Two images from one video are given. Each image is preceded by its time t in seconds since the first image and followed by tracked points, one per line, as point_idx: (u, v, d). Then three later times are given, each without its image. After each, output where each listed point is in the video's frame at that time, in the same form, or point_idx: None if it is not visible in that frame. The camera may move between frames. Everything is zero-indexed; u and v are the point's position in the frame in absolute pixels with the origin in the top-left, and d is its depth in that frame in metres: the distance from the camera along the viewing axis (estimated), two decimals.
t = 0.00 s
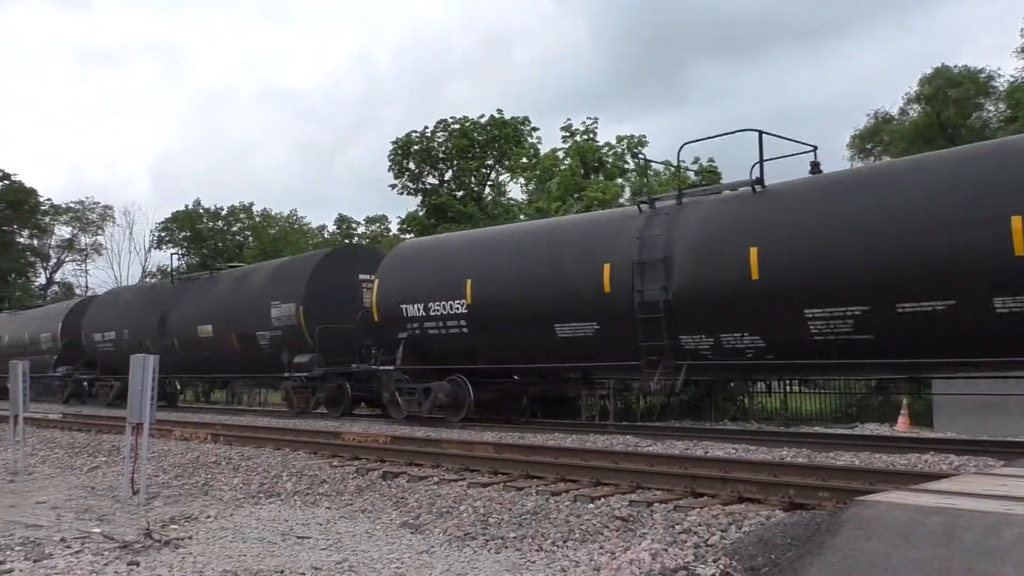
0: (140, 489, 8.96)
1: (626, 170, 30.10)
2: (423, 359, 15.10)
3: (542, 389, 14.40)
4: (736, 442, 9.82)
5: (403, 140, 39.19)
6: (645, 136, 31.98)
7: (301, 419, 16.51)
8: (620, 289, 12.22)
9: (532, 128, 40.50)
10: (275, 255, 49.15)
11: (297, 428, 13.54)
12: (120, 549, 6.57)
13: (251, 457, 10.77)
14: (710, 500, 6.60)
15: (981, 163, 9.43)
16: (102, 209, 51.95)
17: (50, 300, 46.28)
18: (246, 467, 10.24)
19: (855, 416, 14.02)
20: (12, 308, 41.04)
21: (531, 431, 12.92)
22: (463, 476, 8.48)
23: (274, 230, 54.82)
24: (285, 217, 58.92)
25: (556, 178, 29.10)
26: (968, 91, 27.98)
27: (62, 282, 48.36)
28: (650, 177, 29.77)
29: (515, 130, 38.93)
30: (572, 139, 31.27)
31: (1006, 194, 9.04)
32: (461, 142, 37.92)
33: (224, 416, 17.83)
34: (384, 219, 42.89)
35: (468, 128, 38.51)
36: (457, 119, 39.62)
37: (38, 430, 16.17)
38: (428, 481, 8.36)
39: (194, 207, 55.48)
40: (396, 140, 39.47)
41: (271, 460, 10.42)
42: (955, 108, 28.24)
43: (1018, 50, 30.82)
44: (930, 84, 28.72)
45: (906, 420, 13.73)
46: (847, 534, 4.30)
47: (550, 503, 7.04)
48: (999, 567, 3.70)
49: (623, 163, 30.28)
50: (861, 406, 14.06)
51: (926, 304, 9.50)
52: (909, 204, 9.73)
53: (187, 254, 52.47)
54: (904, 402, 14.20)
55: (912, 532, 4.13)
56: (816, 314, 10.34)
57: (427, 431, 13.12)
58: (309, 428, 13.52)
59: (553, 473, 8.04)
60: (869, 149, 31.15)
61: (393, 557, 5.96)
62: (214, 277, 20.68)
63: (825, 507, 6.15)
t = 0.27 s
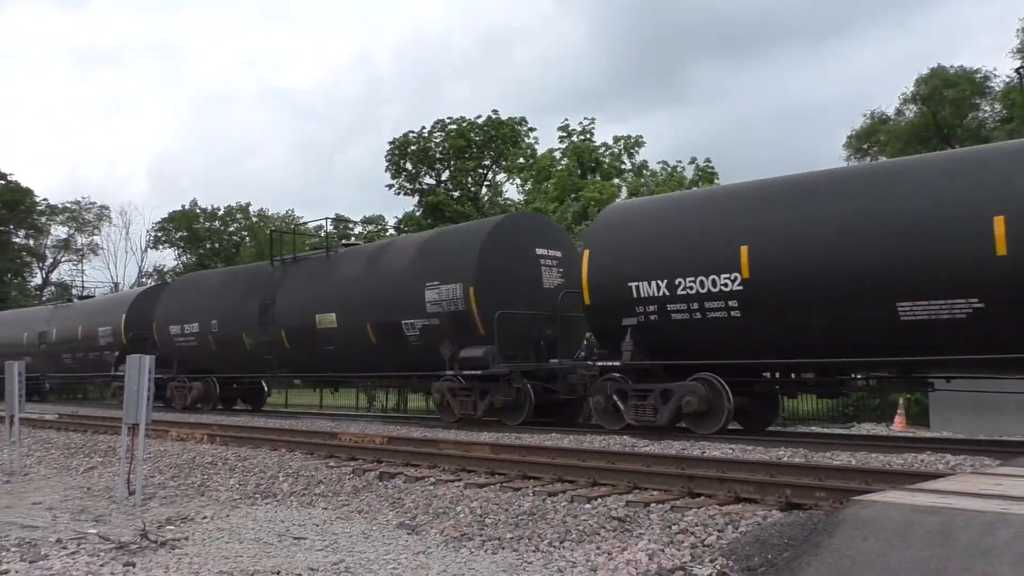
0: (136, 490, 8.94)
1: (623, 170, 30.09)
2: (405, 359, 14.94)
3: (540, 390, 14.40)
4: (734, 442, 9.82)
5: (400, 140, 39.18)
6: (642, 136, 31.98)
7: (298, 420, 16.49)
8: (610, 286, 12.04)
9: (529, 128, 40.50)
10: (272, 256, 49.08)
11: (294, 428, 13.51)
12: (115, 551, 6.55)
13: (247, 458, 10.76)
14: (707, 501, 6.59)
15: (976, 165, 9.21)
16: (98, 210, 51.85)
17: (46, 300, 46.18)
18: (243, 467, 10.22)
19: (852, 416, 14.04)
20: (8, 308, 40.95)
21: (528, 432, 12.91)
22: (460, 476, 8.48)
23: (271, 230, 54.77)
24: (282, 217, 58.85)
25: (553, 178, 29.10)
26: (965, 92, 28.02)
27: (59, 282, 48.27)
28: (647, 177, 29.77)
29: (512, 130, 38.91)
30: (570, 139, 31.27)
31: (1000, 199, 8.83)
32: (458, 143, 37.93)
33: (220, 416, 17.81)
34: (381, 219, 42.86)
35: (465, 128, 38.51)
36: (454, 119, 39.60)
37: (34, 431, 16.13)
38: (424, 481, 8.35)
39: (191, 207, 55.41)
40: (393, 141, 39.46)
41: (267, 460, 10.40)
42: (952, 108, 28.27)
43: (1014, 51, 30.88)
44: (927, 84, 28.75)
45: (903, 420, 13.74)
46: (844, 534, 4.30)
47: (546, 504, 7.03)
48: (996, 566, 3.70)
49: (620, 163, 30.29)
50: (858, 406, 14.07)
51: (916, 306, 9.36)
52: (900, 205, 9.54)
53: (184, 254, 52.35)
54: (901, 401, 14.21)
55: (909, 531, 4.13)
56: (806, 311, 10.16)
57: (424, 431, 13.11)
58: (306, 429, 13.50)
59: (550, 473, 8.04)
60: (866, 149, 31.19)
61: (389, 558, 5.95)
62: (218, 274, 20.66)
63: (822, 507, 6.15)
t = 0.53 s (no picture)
0: (130, 491, 8.92)
1: (617, 171, 30.10)
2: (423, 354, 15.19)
3: (535, 390, 14.38)
4: (728, 442, 9.84)
5: (394, 141, 39.16)
6: (637, 137, 32.01)
7: (292, 421, 16.46)
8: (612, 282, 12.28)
9: (524, 129, 40.51)
10: (265, 256, 49.03)
11: (288, 429, 13.50)
12: (110, 551, 6.54)
13: (241, 458, 10.74)
14: (701, 501, 6.60)
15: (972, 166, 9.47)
16: (92, 210, 51.70)
17: (40, 301, 46.02)
18: (236, 468, 10.21)
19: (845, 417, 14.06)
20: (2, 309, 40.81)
21: (522, 432, 12.91)
22: (455, 477, 8.48)
23: (265, 231, 54.67)
24: (276, 218, 58.76)
25: (548, 179, 29.11)
26: (959, 93, 28.13)
27: (52, 283, 48.11)
28: (642, 178, 29.80)
29: (506, 131, 38.91)
30: (564, 140, 31.28)
31: (999, 201, 9.10)
32: (452, 144, 37.93)
33: (215, 418, 17.79)
34: (376, 220, 42.81)
35: (460, 128, 38.51)
36: (449, 119, 39.59)
37: (27, 432, 16.07)
38: (419, 482, 8.35)
39: (185, 208, 55.28)
40: (388, 141, 39.43)
41: (261, 461, 10.40)
42: (946, 110, 28.36)
43: (1008, 52, 31.00)
44: (921, 86, 28.84)
45: (897, 421, 13.76)
46: (837, 534, 4.31)
47: (541, 504, 7.04)
48: (988, 566, 3.71)
49: (614, 164, 30.31)
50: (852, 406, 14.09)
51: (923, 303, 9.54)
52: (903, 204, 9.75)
53: (178, 255, 52.23)
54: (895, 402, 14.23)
55: (902, 532, 4.15)
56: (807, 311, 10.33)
57: (419, 432, 13.10)
58: (300, 429, 13.49)
59: (545, 474, 8.04)
60: (860, 150, 31.28)
61: (385, 559, 5.94)
62: (227, 275, 20.85)
63: (815, 507, 6.16)
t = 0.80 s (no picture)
0: (126, 491, 8.92)
1: (613, 171, 30.14)
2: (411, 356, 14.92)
3: (530, 390, 14.39)
4: (724, 441, 9.86)
5: (390, 141, 39.16)
6: (632, 137, 32.05)
7: (288, 421, 16.45)
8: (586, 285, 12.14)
9: (520, 129, 40.55)
10: (261, 255, 49.02)
11: (284, 429, 13.49)
12: (105, 552, 6.54)
13: (237, 458, 10.74)
14: (697, 500, 6.62)
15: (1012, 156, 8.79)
16: (87, 210, 51.59)
17: (34, 302, 45.91)
18: (232, 468, 10.21)
19: (840, 416, 14.10)
20: None
21: (518, 432, 12.92)
22: (451, 476, 8.49)
23: (260, 231, 54.62)
24: (271, 217, 58.71)
25: (543, 179, 29.14)
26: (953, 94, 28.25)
27: (47, 283, 48.00)
28: (637, 178, 29.85)
29: (502, 132, 38.94)
30: (560, 140, 31.31)
31: None
32: (448, 144, 37.95)
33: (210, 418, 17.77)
34: (372, 220, 42.80)
35: (455, 129, 38.52)
36: (444, 119, 39.60)
37: (22, 432, 16.05)
38: (415, 482, 8.36)
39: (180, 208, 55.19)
40: (383, 141, 39.42)
41: (257, 461, 10.40)
42: (940, 111, 28.45)
43: (1001, 54, 31.12)
44: (916, 87, 28.94)
45: (891, 420, 13.80)
46: (832, 533, 4.33)
47: (537, 504, 7.05)
48: (982, 564, 3.73)
49: (610, 164, 30.35)
50: (846, 406, 14.13)
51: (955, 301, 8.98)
52: (936, 197, 9.14)
53: (173, 255, 52.17)
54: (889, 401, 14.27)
55: (897, 531, 4.16)
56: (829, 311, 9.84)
57: (415, 432, 13.10)
58: (296, 429, 13.48)
59: (541, 473, 8.05)
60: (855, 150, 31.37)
61: (381, 559, 5.94)
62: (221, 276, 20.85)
63: (811, 506, 6.18)
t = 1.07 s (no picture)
0: (127, 490, 8.92)
1: (614, 171, 30.13)
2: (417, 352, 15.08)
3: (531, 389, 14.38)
4: (725, 441, 9.86)
5: (391, 140, 39.16)
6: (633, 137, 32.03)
7: (289, 420, 16.45)
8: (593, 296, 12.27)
9: (521, 128, 40.51)
10: (262, 255, 49.03)
11: (285, 428, 13.49)
12: (106, 551, 6.54)
13: (239, 458, 10.73)
14: (698, 500, 6.61)
15: None
16: (88, 209, 51.63)
17: (36, 301, 45.93)
18: (234, 468, 10.20)
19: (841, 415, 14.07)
20: None
21: (520, 431, 12.92)
22: (452, 476, 8.49)
23: (262, 230, 54.63)
24: (272, 217, 58.71)
25: (545, 178, 29.12)
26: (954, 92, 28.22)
27: (48, 282, 48.02)
28: (639, 177, 29.84)
29: (503, 131, 38.92)
30: (562, 140, 31.29)
31: None
32: (449, 143, 37.93)
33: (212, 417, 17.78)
34: (373, 219, 42.79)
35: (456, 128, 38.50)
36: (445, 119, 39.58)
37: (24, 431, 16.05)
38: (416, 481, 8.36)
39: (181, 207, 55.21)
40: (384, 140, 39.41)
41: (258, 460, 10.40)
42: (941, 110, 28.41)
43: (1002, 52, 31.07)
44: (917, 85, 28.90)
45: (892, 419, 13.78)
46: (834, 533, 4.32)
47: (539, 503, 7.05)
48: (984, 564, 3.73)
49: (611, 163, 30.32)
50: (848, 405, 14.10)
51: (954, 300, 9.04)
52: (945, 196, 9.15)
53: (175, 254, 52.17)
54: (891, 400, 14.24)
55: (900, 530, 4.15)
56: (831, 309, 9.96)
57: (416, 431, 13.10)
58: (297, 429, 13.48)
59: (543, 473, 8.04)
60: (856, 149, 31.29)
61: (382, 559, 5.93)
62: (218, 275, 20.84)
63: (812, 506, 6.16)
